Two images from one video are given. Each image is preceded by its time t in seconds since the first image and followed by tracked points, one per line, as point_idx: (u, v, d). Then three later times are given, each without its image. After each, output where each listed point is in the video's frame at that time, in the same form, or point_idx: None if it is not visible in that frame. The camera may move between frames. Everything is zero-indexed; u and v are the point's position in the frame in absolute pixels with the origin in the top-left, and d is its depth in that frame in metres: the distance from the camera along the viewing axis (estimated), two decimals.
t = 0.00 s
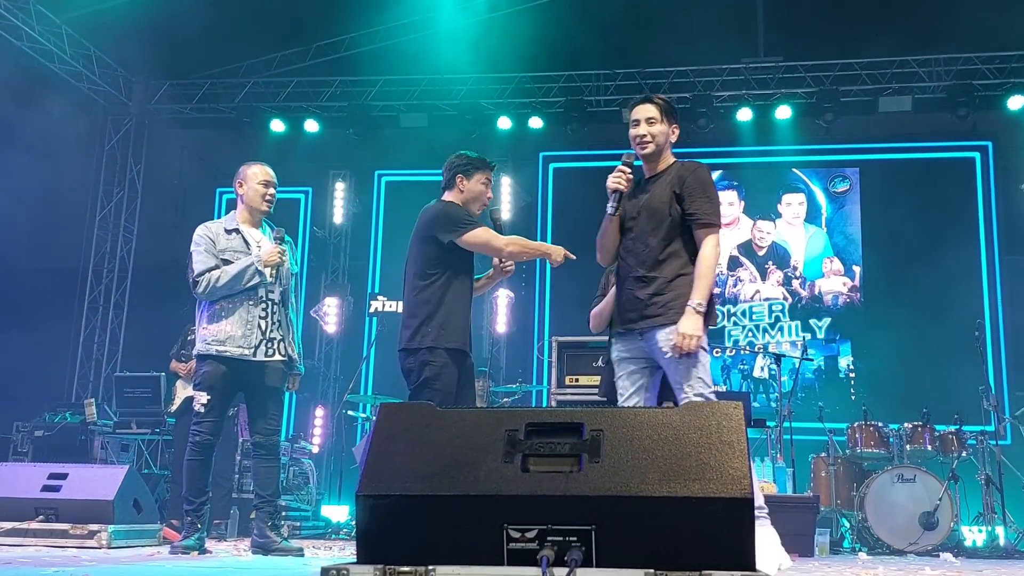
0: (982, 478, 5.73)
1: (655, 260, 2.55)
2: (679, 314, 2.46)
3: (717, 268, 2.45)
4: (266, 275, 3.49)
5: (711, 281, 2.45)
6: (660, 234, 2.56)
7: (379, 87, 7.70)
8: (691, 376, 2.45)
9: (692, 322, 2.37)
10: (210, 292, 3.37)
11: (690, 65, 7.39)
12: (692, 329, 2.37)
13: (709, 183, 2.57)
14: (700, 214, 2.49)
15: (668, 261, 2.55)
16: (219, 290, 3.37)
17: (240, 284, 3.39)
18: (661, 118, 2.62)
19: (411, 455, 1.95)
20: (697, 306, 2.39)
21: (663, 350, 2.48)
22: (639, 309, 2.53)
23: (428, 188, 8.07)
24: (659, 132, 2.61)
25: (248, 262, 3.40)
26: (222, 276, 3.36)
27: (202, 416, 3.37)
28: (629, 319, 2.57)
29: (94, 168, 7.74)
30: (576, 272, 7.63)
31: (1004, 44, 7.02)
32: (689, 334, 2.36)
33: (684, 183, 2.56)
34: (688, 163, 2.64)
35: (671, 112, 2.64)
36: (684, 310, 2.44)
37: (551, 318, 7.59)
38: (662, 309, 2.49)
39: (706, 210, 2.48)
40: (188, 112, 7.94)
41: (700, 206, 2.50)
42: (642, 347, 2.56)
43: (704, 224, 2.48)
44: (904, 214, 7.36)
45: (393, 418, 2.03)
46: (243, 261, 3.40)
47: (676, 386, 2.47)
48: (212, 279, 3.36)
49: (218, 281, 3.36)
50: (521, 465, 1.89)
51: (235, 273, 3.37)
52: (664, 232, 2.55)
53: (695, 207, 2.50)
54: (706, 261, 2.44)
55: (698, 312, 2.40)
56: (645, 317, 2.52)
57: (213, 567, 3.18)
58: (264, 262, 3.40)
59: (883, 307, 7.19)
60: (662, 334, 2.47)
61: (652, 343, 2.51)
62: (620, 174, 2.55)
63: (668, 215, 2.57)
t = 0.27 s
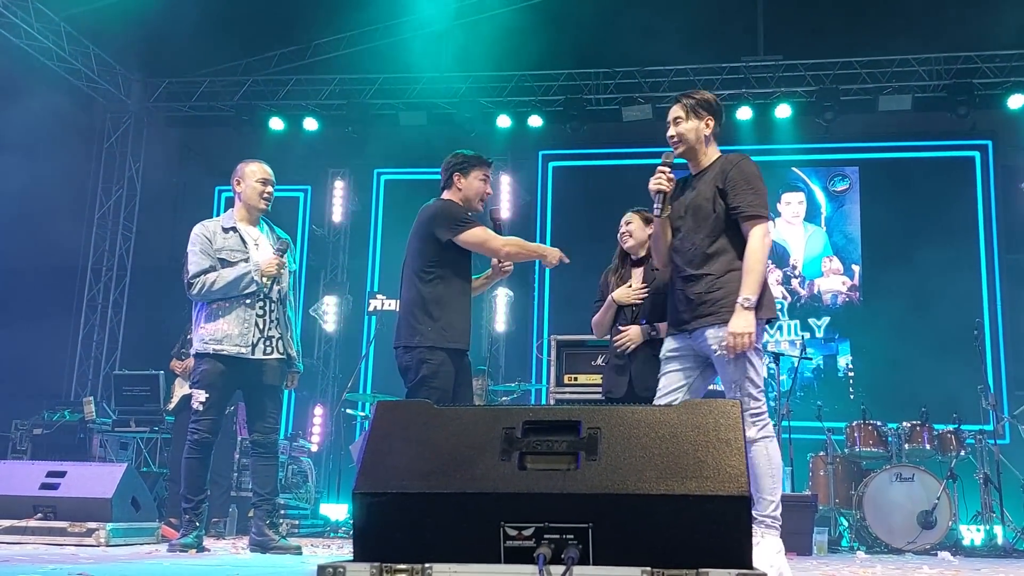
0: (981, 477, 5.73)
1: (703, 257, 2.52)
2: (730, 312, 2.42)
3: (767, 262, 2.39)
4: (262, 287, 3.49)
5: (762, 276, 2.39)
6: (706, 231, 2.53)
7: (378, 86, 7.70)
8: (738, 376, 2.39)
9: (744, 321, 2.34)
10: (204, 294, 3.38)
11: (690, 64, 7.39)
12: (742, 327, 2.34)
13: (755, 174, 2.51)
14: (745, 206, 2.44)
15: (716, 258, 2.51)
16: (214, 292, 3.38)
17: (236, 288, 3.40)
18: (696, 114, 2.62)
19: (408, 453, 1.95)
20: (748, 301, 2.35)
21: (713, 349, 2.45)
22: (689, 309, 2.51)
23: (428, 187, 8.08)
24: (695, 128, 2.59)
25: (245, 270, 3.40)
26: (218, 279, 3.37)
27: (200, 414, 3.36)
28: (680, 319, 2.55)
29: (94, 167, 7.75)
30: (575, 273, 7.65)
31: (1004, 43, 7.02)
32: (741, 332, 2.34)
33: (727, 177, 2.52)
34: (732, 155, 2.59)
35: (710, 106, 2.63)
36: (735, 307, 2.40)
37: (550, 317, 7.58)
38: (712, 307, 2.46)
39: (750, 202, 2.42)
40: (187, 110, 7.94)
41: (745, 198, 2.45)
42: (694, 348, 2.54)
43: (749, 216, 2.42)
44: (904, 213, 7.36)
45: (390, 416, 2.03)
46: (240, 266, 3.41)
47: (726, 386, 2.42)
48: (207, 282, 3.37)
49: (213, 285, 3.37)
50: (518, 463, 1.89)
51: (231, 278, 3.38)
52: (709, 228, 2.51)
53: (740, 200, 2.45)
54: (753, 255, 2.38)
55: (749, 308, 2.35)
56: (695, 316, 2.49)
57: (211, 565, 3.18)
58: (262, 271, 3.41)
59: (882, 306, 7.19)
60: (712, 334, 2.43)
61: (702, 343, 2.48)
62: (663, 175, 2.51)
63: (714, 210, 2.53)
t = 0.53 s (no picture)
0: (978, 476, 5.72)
1: (729, 254, 2.60)
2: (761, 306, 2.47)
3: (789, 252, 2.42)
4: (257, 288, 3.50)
5: (785, 266, 2.43)
6: (729, 226, 2.61)
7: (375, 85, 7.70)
8: (752, 372, 2.47)
9: (770, 315, 2.40)
10: (199, 293, 3.39)
11: (689, 63, 7.41)
12: (773, 321, 2.39)
13: (775, 164, 2.54)
14: (762, 198, 2.48)
15: (741, 253, 2.58)
16: (209, 292, 3.38)
17: (231, 288, 3.40)
18: (716, 110, 2.71)
19: (403, 452, 1.94)
20: (772, 293, 2.40)
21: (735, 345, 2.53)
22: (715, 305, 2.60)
23: (426, 186, 8.08)
24: (715, 125, 2.70)
25: (240, 270, 3.41)
26: (213, 279, 3.38)
27: (197, 414, 3.36)
28: (709, 316, 2.64)
29: (91, 167, 7.76)
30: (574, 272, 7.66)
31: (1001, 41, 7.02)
32: (771, 327, 2.39)
33: (745, 170, 2.58)
34: (754, 146, 2.63)
35: (734, 101, 2.70)
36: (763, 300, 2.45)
37: (548, 317, 7.57)
38: (738, 303, 2.53)
39: (765, 193, 2.47)
40: (184, 109, 7.95)
41: (762, 190, 2.50)
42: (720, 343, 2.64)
43: (766, 207, 2.47)
44: (903, 213, 7.35)
45: (385, 414, 2.02)
46: (235, 266, 3.42)
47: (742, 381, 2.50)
48: (202, 282, 3.38)
49: (208, 284, 3.37)
50: (513, 461, 1.88)
51: (227, 277, 3.38)
52: (731, 223, 2.59)
53: (757, 193, 2.50)
54: (774, 246, 2.43)
55: (775, 301, 2.40)
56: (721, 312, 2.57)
57: (207, 564, 3.18)
58: (257, 270, 3.42)
59: (880, 305, 7.19)
60: (736, 329, 2.50)
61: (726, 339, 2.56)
62: (685, 175, 2.71)
63: (736, 206, 2.60)
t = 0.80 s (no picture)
0: (974, 474, 5.72)
1: (738, 255, 2.77)
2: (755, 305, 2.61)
3: (791, 252, 2.57)
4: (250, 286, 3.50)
5: (786, 267, 2.57)
6: (738, 228, 2.78)
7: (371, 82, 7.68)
8: (754, 373, 2.63)
9: (761, 314, 2.53)
10: (192, 291, 3.39)
11: (685, 61, 7.40)
12: (761, 321, 2.53)
13: (786, 168, 2.70)
14: (771, 199, 2.65)
15: (750, 254, 2.75)
16: (202, 290, 3.38)
17: (224, 286, 3.40)
18: (724, 118, 2.87)
19: (393, 450, 1.93)
20: (767, 294, 2.53)
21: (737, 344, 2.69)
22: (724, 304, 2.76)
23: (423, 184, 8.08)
24: (723, 133, 2.87)
25: (234, 268, 3.41)
26: (206, 277, 3.38)
27: (191, 411, 3.36)
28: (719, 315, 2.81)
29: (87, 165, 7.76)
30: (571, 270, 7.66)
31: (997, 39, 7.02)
32: (759, 325, 2.53)
33: (756, 172, 2.75)
34: (767, 150, 2.79)
35: (740, 107, 2.84)
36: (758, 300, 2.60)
37: (545, 315, 7.58)
38: (744, 302, 2.69)
39: (774, 194, 2.63)
40: (180, 107, 7.94)
41: (771, 193, 2.66)
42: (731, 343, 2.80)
43: (775, 208, 2.63)
44: (900, 211, 7.35)
45: (375, 412, 2.01)
46: (229, 264, 3.42)
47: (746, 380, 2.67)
48: (195, 279, 3.38)
49: (201, 282, 3.37)
50: (504, 459, 1.88)
51: (220, 275, 3.38)
52: (740, 225, 2.77)
53: (767, 194, 2.66)
54: (777, 246, 2.58)
55: (768, 301, 2.53)
56: (729, 312, 2.74)
57: (200, 562, 3.18)
58: (251, 268, 3.42)
59: (877, 303, 7.19)
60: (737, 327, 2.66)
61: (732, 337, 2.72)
62: (699, 177, 2.81)
63: (747, 208, 2.78)
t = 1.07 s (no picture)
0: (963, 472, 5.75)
1: (745, 258, 2.85)
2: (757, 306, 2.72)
3: (792, 253, 2.65)
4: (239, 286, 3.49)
5: (787, 268, 2.66)
6: (745, 233, 2.86)
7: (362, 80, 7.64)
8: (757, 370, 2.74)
9: (758, 315, 2.65)
10: (181, 289, 3.37)
11: (676, 60, 7.39)
12: (759, 321, 2.65)
13: (786, 171, 2.76)
14: (772, 203, 2.72)
15: (756, 257, 2.84)
16: (191, 288, 3.37)
17: (213, 284, 3.39)
18: (725, 126, 2.91)
19: (380, 448, 1.92)
20: (767, 295, 2.64)
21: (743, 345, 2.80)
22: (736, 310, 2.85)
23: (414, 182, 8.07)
24: (725, 141, 2.91)
25: (223, 266, 3.40)
26: (196, 275, 3.37)
27: (179, 410, 3.35)
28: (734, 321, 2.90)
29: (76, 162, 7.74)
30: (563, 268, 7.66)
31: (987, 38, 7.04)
32: (757, 325, 2.65)
33: (758, 176, 2.81)
34: (769, 154, 2.85)
35: (741, 115, 2.87)
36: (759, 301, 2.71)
37: (537, 313, 7.59)
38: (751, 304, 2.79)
39: (773, 197, 2.70)
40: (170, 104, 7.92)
41: (771, 196, 2.72)
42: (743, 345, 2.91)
43: (775, 212, 2.70)
44: (892, 210, 7.36)
45: (362, 411, 2.00)
46: (218, 262, 3.41)
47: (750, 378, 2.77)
48: (184, 277, 3.36)
49: (190, 280, 3.36)
50: (491, 457, 1.86)
51: (209, 273, 3.37)
52: (747, 230, 2.85)
53: (768, 198, 2.73)
54: (777, 249, 2.67)
55: (767, 302, 2.64)
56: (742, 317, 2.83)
57: (187, 560, 3.17)
58: (240, 266, 3.41)
59: (868, 302, 7.20)
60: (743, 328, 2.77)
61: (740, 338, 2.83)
62: (707, 188, 2.80)
63: (753, 213, 2.85)
